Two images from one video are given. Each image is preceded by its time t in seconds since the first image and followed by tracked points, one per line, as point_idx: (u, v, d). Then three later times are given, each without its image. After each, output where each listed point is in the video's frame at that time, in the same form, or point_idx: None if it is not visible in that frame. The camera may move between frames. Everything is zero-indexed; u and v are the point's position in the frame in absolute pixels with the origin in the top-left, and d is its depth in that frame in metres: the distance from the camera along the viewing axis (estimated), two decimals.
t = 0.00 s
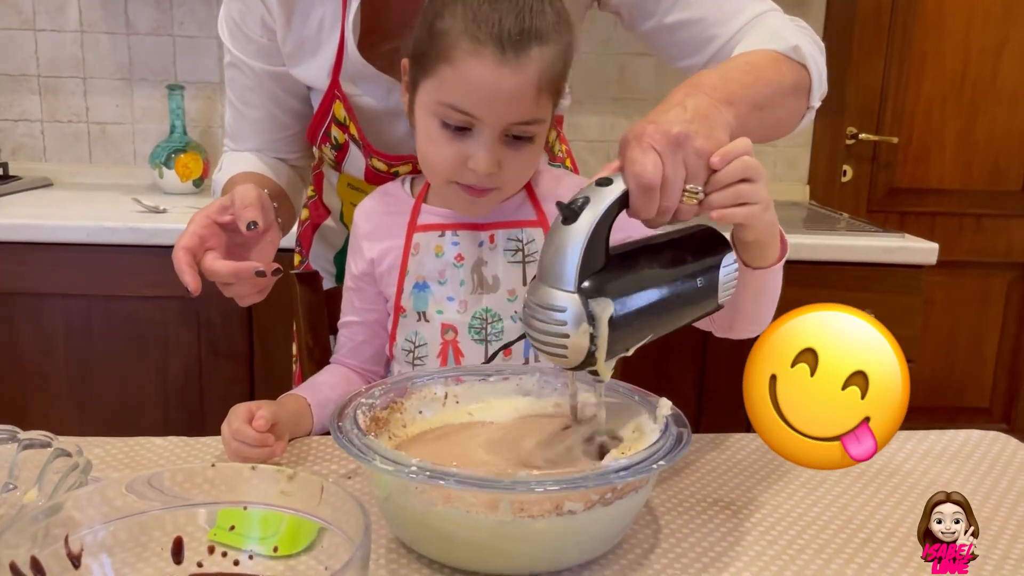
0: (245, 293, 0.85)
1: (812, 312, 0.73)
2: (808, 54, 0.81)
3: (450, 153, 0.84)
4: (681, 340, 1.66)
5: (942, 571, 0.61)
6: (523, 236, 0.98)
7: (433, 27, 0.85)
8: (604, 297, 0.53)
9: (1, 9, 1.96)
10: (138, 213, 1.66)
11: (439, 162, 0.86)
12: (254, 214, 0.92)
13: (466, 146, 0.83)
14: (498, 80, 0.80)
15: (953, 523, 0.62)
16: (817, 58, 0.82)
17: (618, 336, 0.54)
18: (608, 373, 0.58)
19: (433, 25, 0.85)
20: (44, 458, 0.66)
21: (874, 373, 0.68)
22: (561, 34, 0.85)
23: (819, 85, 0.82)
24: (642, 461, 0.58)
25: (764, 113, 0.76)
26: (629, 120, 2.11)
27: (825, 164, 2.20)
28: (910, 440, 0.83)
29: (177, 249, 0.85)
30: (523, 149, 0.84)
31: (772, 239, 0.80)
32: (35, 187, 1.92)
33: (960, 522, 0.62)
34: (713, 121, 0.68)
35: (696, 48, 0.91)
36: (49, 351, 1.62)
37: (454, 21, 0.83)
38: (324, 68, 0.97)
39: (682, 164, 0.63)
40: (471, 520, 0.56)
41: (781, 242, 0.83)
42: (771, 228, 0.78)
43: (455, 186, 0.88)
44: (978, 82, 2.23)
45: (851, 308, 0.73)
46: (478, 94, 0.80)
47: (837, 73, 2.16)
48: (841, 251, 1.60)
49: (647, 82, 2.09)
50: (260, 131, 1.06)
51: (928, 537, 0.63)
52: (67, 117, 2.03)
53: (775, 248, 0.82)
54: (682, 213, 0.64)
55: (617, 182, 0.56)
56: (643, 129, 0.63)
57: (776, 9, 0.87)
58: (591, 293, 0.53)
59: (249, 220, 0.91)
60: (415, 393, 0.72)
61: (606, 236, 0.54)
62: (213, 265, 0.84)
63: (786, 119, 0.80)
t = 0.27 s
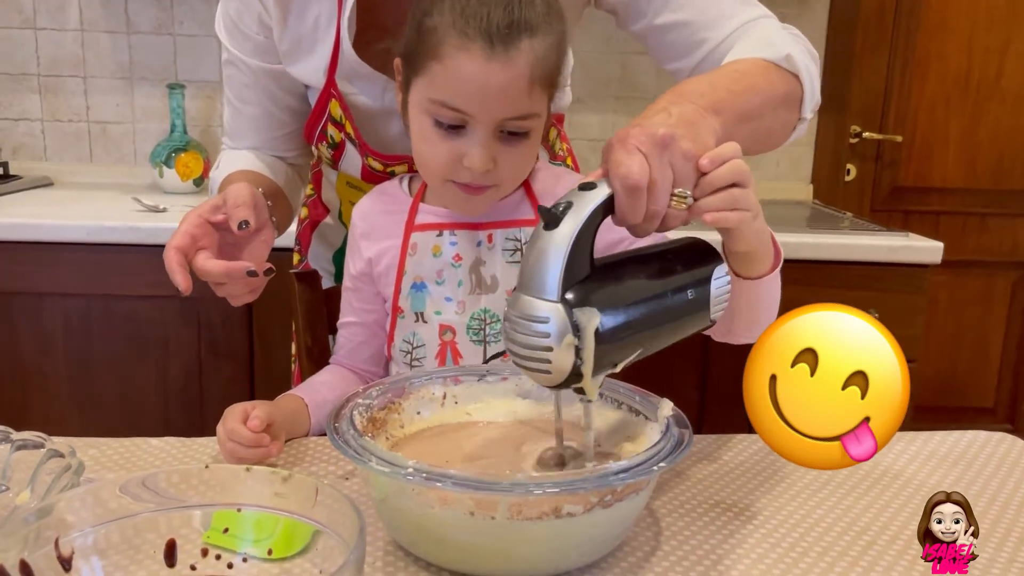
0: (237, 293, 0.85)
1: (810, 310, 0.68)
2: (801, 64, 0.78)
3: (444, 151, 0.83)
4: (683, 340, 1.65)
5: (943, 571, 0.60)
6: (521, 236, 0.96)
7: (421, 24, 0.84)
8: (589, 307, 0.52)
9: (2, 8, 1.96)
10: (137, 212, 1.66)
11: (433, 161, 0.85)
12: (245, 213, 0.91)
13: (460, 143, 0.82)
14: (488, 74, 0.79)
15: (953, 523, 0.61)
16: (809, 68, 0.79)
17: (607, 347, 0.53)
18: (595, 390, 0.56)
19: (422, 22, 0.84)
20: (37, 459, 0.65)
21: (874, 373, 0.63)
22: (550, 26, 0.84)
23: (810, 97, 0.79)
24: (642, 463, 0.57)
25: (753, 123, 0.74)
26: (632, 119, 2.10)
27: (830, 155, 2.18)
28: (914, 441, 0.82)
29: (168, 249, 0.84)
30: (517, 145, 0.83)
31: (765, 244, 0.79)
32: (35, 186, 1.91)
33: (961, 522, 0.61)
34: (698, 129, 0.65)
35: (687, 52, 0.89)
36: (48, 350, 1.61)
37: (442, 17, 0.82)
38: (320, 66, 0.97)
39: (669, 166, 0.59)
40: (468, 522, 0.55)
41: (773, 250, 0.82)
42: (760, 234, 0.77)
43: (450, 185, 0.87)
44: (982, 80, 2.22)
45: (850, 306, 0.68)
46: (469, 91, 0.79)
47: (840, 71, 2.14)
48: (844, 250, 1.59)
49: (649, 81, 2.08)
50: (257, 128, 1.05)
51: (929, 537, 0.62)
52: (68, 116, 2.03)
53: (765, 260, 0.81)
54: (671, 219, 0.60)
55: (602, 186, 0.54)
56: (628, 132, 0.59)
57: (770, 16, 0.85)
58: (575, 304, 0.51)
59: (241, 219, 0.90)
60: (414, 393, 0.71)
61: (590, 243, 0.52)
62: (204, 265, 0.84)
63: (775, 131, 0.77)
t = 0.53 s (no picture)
0: (233, 294, 0.84)
1: (810, 310, 0.66)
2: (781, 72, 0.74)
3: (436, 145, 0.82)
4: (685, 341, 1.64)
5: (942, 571, 0.59)
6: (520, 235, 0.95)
7: (412, 15, 0.84)
8: (524, 316, 0.50)
9: (2, 7, 1.95)
10: (137, 212, 1.65)
11: (427, 156, 0.84)
12: (239, 214, 0.90)
13: (452, 137, 0.81)
14: (474, 65, 0.77)
15: (954, 523, 0.60)
16: (792, 80, 0.75)
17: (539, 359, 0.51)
18: (528, 405, 0.55)
19: (414, 14, 0.83)
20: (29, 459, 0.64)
21: (874, 373, 0.62)
22: (541, 14, 0.82)
23: (792, 109, 0.75)
24: (644, 463, 0.56)
25: (725, 133, 0.70)
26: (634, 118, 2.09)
27: (832, 169, 2.18)
28: (920, 442, 0.81)
29: (161, 250, 0.83)
30: (511, 139, 0.82)
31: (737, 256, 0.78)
32: (35, 185, 1.91)
33: (961, 522, 0.60)
34: (657, 137, 0.61)
35: (669, 53, 0.84)
36: (48, 350, 1.60)
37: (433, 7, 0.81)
38: (315, 64, 0.96)
39: (618, 175, 0.57)
40: (466, 524, 0.54)
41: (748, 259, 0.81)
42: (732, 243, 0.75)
43: (446, 179, 0.86)
44: (987, 79, 2.20)
45: (850, 306, 0.67)
46: (457, 83, 0.78)
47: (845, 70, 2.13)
48: (848, 249, 1.58)
49: (652, 80, 2.07)
50: (255, 126, 1.04)
51: (929, 537, 0.60)
52: (69, 115, 2.02)
53: (738, 273, 0.80)
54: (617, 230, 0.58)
55: (546, 190, 0.52)
56: (579, 136, 0.57)
57: (759, 22, 0.80)
58: (511, 312, 0.50)
59: (235, 220, 0.89)
60: (413, 392, 0.70)
61: (530, 249, 0.51)
62: (198, 267, 0.83)
63: (749, 142, 0.73)
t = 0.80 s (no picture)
0: (237, 297, 0.84)
1: (810, 309, 0.66)
2: (775, 74, 0.72)
3: (445, 150, 0.82)
4: (690, 344, 1.64)
5: (944, 572, 0.59)
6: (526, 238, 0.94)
7: (416, 21, 0.84)
8: (463, 317, 0.50)
9: (9, 11, 1.96)
10: (142, 215, 1.65)
11: (436, 163, 0.85)
12: (244, 218, 0.90)
13: (460, 141, 0.81)
14: (481, 68, 0.78)
15: (953, 523, 0.59)
16: (787, 81, 0.73)
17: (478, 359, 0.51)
18: (469, 401, 0.55)
19: (417, 20, 0.84)
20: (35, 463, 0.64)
21: (874, 373, 0.61)
22: (546, 17, 0.83)
23: (786, 112, 0.73)
24: (651, 468, 0.56)
25: (713, 137, 0.68)
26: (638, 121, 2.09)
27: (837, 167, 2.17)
28: (927, 447, 0.80)
29: (168, 254, 0.83)
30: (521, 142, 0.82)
31: (714, 264, 0.78)
32: (42, 189, 1.91)
33: (961, 522, 0.59)
34: (629, 145, 0.61)
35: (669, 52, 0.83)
36: (54, 353, 1.61)
37: (437, 13, 0.82)
38: (319, 66, 0.95)
39: (574, 186, 0.57)
40: (472, 529, 0.54)
41: (729, 265, 0.81)
42: (707, 247, 0.76)
43: (455, 185, 0.86)
44: (992, 81, 2.20)
45: (850, 305, 0.66)
46: (464, 86, 0.78)
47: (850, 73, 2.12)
48: (854, 252, 1.57)
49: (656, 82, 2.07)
50: (260, 129, 1.04)
51: (928, 537, 0.60)
52: (74, 119, 2.03)
53: (717, 280, 0.80)
54: (569, 238, 0.58)
55: (498, 193, 0.52)
56: (542, 140, 0.57)
57: (756, 23, 0.79)
58: (450, 311, 0.50)
59: (241, 224, 0.89)
60: (418, 396, 0.70)
61: (477, 249, 0.51)
62: (204, 270, 0.83)
63: (739, 145, 0.72)
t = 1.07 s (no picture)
0: (244, 303, 0.85)
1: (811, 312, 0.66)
2: (788, 75, 0.72)
3: (460, 161, 0.83)
4: (694, 349, 1.64)
5: (943, 571, 0.60)
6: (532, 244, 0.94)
7: (426, 33, 0.85)
8: (469, 317, 0.53)
9: (16, 17, 1.97)
10: (149, 220, 1.66)
11: (451, 174, 0.85)
12: (251, 225, 0.91)
13: (476, 150, 0.82)
14: (496, 78, 0.79)
15: (953, 523, 0.62)
16: (800, 82, 0.73)
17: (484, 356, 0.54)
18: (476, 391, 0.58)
19: (427, 34, 0.85)
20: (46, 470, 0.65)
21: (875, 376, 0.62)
22: (555, 24, 0.84)
23: (800, 112, 0.73)
24: (656, 475, 0.56)
25: (727, 140, 0.69)
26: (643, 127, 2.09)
27: (842, 170, 2.17)
28: (932, 453, 0.81)
29: (175, 260, 0.84)
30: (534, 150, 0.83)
31: (725, 263, 0.78)
32: (49, 195, 1.92)
33: (961, 522, 0.62)
34: (642, 154, 0.62)
35: (683, 58, 0.83)
36: (60, 359, 1.61)
37: (448, 25, 0.83)
38: (328, 72, 0.96)
39: (584, 200, 0.58)
40: (479, 535, 0.54)
41: (740, 263, 0.82)
42: (720, 248, 0.76)
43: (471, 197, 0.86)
44: (996, 86, 2.20)
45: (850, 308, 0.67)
46: (480, 96, 0.80)
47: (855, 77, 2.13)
48: (858, 258, 1.57)
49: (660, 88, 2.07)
50: (267, 135, 1.05)
51: (929, 537, 0.62)
52: (81, 125, 2.04)
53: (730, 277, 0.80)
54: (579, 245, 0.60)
55: (512, 200, 0.54)
56: (554, 152, 0.58)
57: (768, 25, 0.79)
58: (458, 310, 0.52)
59: (248, 231, 0.90)
60: (425, 403, 0.71)
61: (488, 252, 0.53)
62: (211, 276, 0.83)
63: (753, 147, 0.73)
